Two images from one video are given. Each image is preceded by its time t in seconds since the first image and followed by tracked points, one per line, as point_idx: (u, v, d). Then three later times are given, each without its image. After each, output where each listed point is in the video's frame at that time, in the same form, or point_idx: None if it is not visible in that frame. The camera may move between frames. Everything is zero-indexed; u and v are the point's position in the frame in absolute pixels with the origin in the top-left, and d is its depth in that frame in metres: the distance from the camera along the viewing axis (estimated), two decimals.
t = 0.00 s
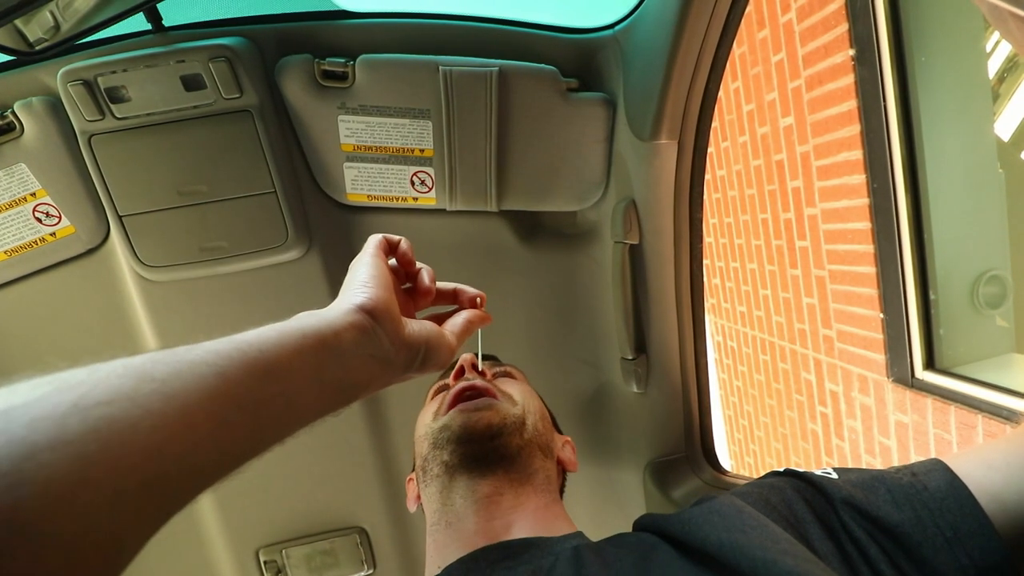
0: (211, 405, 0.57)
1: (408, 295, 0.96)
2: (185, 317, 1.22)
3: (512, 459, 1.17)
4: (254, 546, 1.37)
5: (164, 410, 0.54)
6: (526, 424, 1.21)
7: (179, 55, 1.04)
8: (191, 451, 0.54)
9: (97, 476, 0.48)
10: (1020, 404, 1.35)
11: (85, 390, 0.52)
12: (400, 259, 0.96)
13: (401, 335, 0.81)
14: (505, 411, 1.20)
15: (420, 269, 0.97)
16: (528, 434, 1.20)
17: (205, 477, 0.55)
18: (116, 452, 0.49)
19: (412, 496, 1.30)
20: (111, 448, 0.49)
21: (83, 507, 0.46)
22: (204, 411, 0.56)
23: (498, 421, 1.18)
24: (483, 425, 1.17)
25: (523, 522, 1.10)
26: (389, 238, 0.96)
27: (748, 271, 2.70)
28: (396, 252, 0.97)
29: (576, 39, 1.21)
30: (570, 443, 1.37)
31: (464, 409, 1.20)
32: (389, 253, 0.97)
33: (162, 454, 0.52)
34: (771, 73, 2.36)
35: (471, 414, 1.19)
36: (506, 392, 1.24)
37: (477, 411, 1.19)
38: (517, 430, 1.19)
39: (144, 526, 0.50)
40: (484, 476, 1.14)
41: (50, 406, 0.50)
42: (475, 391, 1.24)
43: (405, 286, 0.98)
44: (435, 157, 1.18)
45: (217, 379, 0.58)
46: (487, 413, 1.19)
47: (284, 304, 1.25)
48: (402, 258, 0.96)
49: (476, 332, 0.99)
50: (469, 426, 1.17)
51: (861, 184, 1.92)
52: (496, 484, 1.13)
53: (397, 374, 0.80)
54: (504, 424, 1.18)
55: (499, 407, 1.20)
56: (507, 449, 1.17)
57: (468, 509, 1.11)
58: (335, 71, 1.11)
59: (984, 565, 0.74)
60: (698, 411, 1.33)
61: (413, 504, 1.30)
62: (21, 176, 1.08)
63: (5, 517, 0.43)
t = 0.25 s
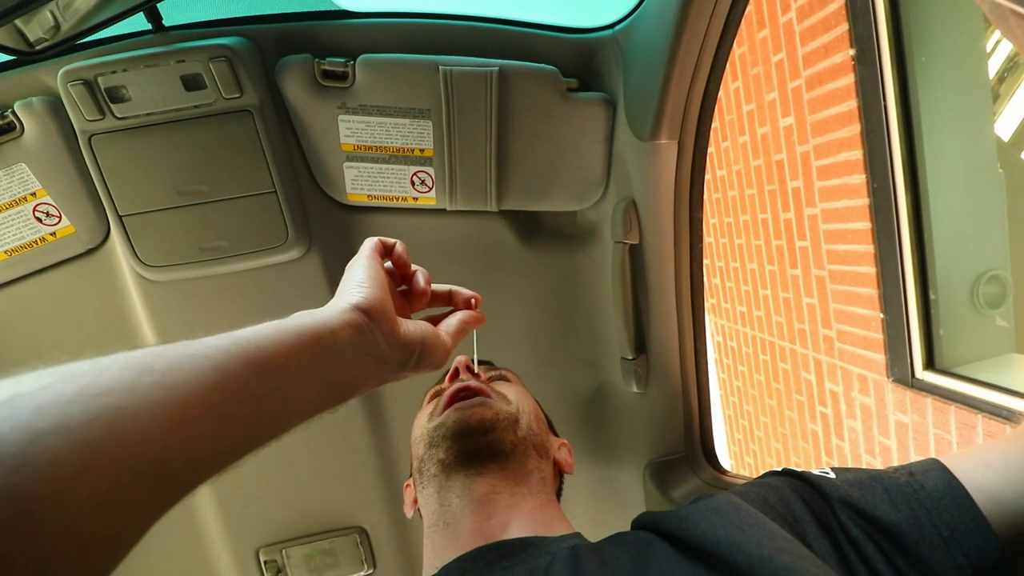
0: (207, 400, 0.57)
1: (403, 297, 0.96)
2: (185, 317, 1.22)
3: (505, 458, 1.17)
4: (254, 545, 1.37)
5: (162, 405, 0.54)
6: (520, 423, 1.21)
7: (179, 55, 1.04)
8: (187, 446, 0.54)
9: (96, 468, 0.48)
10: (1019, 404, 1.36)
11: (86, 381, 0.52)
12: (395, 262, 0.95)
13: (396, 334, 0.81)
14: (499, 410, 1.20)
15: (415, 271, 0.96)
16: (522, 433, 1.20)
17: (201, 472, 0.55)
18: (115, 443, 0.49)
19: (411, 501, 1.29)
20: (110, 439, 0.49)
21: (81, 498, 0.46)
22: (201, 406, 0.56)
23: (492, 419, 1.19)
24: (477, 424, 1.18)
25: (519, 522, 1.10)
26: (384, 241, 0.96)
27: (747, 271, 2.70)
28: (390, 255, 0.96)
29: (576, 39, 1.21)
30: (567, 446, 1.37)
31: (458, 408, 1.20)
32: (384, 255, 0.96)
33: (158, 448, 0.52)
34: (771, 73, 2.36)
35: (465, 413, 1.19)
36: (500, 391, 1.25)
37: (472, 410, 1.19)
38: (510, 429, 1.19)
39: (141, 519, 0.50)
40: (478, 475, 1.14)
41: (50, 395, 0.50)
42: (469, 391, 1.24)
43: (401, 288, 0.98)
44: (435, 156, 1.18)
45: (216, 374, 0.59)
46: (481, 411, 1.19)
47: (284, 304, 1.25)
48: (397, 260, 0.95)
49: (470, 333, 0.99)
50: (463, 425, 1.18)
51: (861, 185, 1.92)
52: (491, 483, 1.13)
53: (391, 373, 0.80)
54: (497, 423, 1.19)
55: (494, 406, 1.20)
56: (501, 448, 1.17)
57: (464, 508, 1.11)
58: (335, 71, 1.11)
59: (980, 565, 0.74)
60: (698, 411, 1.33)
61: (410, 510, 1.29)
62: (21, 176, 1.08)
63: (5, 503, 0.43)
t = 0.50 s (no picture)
0: (175, 400, 0.59)
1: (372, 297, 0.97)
2: (184, 317, 1.22)
3: (481, 454, 1.17)
4: (253, 545, 1.37)
5: (122, 397, 0.56)
6: (491, 420, 1.22)
7: (178, 55, 1.04)
8: (153, 445, 0.56)
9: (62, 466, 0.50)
10: (1016, 404, 1.38)
11: (66, 373, 0.55)
12: (365, 262, 0.97)
13: (368, 328, 0.82)
14: (469, 410, 1.22)
15: (384, 270, 0.97)
16: (495, 429, 1.21)
17: (165, 468, 0.57)
18: (87, 438, 0.52)
19: (392, 526, 1.24)
20: (79, 434, 0.52)
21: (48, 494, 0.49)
22: (160, 399, 0.58)
23: (463, 417, 1.20)
24: (449, 423, 1.19)
25: (504, 516, 1.08)
26: (354, 243, 0.98)
27: (747, 271, 2.70)
28: (360, 256, 0.98)
29: (575, 39, 1.21)
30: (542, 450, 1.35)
31: (429, 410, 1.22)
32: (353, 257, 0.98)
33: (125, 445, 0.54)
34: (771, 73, 2.36)
35: (438, 414, 1.20)
36: (470, 394, 1.26)
37: (444, 411, 1.21)
38: (483, 426, 1.20)
39: (106, 513, 0.52)
40: (458, 471, 1.14)
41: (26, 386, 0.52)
42: (439, 393, 1.25)
43: (371, 288, 0.99)
44: (434, 156, 1.18)
45: (185, 372, 0.61)
46: (452, 411, 1.20)
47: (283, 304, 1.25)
48: (366, 263, 0.97)
49: (441, 328, 0.98)
50: (436, 426, 1.19)
51: (861, 185, 1.92)
52: (471, 479, 1.13)
53: (363, 366, 0.82)
54: (469, 421, 1.20)
55: (465, 406, 1.22)
56: (475, 445, 1.18)
57: (447, 506, 1.10)
58: (335, 71, 1.11)
59: (968, 559, 0.75)
60: (698, 411, 1.33)
61: (394, 536, 1.25)
62: (19, 176, 1.08)
63: None
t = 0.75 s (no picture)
0: (161, 409, 0.62)
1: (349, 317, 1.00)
2: (186, 316, 1.22)
3: (461, 460, 1.16)
4: (254, 545, 1.38)
5: (107, 406, 0.57)
6: (468, 427, 1.21)
7: (181, 55, 1.05)
8: (138, 454, 0.59)
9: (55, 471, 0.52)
10: (1016, 403, 1.40)
11: (55, 380, 0.56)
12: (339, 283, 0.99)
13: (343, 345, 0.86)
14: (446, 418, 1.21)
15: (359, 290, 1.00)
16: (472, 435, 1.20)
17: (148, 478, 0.60)
18: (76, 448, 0.54)
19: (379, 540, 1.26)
20: (70, 442, 0.54)
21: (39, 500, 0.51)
22: (144, 409, 0.60)
23: (439, 425, 1.19)
24: (427, 431, 1.19)
25: (488, 520, 1.08)
26: (328, 263, 1.00)
27: (749, 271, 2.70)
28: (334, 276, 1.00)
29: (576, 39, 1.21)
30: (528, 454, 1.34)
31: (405, 420, 1.22)
32: (328, 276, 1.00)
33: (112, 454, 0.56)
34: (773, 73, 2.36)
35: (416, 423, 1.20)
36: (448, 402, 1.27)
37: (422, 421, 1.20)
38: (460, 432, 1.19)
39: (90, 521, 0.54)
40: (439, 477, 1.13)
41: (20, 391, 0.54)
42: (414, 404, 1.24)
43: (347, 307, 1.01)
44: (436, 156, 1.18)
45: (171, 383, 0.63)
46: (430, 421, 1.20)
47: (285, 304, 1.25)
48: (341, 282, 0.99)
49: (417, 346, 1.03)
50: (415, 435, 1.19)
51: (862, 185, 1.92)
52: (453, 485, 1.12)
53: (338, 383, 0.85)
54: (446, 429, 1.19)
55: (443, 414, 1.22)
56: (453, 451, 1.17)
57: (429, 514, 1.09)
58: (337, 70, 1.11)
59: (951, 555, 0.74)
60: (699, 411, 1.32)
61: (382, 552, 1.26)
62: (23, 176, 1.09)
63: None
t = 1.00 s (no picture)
0: (166, 411, 0.61)
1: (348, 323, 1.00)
2: (186, 317, 1.22)
3: (461, 459, 1.16)
4: (254, 545, 1.37)
5: (114, 408, 0.57)
6: (468, 427, 1.21)
7: (180, 55, 1.04)
8: (143, 456, 0.58)
9: (64, 472, 0.52)
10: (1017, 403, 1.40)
11: (61, 380, 0.56)
12: (339, 288, 0.99)
13: (345, 348, 0.85)
14: (447, 419, 1.21)
15: (358, 296, 1.00)
16: (473, 435, 1.20)
17: (152, 479, 0.60)
18: (83, 449, 0.54)
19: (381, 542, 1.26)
20: (77, 443, 0.53)
21: (45, 503, 0.50)
22: (150, 411, 0.60)
23: (439, 425, 1.19)
24: (427, 432, 1.19)
25: (489, 521, 1.07)
26: (329, 270, 1.00)
27: (748, 271, 2.70)
28: (335, 282, 1.00)
29: (576, 39, 1.21)
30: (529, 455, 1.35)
31: (406, 421, 1.22)
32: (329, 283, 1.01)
33: (116, 457, 0.56)
34: (772, 73, 2.36)
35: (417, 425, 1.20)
36: (449, 402, 1.27)
37: (423, 422, 1.20)
38: (460, 432, 1.19)
39: (93, 525, 0.54)
40: (440, 477, 1.13)
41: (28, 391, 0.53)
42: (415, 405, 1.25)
43: (347, 313, 1.02)
44: (435, 156, 1.18)
45: (176, 385, 0.63)
46: (430, 421, 1.20)
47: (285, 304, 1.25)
48: (342, 288, 0.99)
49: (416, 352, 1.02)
50: (415, 436, 1.18)
51: (862, 185, 1.92)
52: (454, 485, 1.12)
53: (339, 386, 0.85)
54: (446, 429, 1.19)
55: (443, 415, 1.22)
56: (453, 451, 1.17)
57: (430, 515, 1.09)
58: (337, 71, 1.11)
59: (954, 555, 0.74)
60: (699, 411, 1.33)
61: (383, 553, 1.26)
62: (22, 176, 1.09)
63: None
